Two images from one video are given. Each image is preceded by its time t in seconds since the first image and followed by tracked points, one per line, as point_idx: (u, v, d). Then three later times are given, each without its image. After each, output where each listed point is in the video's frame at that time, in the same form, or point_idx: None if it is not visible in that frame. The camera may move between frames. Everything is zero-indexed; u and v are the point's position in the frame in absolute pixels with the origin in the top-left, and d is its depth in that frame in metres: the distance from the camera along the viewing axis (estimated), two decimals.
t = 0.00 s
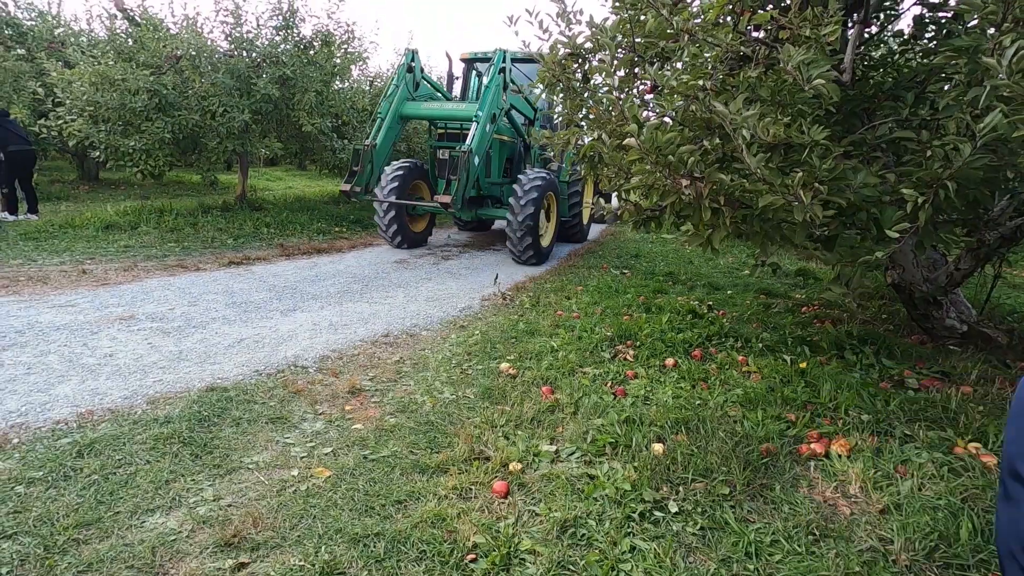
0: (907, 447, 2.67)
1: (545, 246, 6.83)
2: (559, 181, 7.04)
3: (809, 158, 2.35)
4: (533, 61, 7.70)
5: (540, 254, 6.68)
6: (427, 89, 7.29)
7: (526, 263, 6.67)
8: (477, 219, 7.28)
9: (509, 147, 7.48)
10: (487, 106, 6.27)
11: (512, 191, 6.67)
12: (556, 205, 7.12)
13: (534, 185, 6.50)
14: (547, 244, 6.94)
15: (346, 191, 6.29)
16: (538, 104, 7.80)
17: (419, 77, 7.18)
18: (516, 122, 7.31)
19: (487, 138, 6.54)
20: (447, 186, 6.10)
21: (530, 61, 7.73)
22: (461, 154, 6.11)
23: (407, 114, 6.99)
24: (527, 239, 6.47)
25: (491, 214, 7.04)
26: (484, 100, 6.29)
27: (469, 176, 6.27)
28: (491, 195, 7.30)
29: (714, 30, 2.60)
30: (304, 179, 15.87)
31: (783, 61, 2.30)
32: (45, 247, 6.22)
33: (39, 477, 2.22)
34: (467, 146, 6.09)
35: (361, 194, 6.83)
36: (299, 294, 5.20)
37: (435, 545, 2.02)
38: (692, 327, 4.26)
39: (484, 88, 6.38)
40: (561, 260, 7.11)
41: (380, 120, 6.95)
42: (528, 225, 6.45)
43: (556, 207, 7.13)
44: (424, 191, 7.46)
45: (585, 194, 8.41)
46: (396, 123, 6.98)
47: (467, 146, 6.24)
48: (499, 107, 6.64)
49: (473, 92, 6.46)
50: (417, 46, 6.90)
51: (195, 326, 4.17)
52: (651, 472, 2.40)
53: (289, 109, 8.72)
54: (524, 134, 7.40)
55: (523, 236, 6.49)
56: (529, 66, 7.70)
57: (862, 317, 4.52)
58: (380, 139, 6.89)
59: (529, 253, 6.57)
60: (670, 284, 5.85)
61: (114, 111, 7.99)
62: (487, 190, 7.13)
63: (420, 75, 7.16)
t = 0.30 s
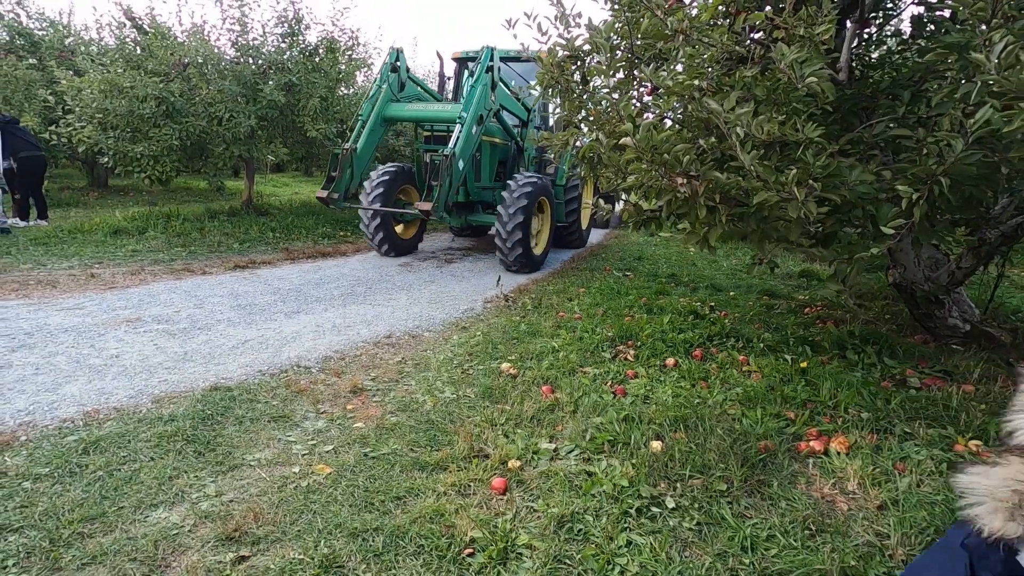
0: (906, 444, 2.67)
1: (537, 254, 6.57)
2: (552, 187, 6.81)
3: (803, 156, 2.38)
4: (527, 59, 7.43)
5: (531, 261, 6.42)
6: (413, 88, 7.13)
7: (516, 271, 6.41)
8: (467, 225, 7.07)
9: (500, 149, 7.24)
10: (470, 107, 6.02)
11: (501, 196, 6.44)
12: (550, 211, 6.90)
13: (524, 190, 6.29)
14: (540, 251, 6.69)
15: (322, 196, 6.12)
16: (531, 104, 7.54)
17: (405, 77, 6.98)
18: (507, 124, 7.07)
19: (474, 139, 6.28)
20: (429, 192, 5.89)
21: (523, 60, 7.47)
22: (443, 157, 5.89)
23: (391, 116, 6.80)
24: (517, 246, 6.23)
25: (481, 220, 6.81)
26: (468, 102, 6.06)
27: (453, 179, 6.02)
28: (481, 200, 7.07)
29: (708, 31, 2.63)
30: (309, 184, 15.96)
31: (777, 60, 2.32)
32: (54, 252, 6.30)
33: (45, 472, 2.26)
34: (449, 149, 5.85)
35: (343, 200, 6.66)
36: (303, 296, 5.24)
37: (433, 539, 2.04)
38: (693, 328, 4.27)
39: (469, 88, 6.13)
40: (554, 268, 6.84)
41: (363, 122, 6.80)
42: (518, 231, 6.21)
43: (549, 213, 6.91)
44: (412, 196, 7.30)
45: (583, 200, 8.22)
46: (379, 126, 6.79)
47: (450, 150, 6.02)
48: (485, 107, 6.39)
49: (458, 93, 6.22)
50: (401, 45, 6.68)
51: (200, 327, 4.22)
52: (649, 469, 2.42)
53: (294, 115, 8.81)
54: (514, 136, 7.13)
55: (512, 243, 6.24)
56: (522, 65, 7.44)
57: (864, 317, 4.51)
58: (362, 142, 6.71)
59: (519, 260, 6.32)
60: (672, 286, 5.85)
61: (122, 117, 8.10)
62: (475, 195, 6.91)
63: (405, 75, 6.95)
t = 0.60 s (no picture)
0: (908, 444, 2.66)
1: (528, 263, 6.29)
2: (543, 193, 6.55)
3: (800, 156, 2.39)
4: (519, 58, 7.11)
5: (522, 270, 6.14)
6: (398, 90, 6.60)
7: (507, 281, 6.11)
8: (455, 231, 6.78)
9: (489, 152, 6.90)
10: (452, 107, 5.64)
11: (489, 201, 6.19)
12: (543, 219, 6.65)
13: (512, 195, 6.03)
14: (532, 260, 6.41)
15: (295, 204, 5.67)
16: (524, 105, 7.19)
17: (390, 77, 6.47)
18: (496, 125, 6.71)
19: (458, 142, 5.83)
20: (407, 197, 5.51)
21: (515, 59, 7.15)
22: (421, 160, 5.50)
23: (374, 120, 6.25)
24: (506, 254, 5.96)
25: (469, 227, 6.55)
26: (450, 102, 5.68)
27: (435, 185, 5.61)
28: (468, 205, 6.77)
29: (705, 33, 2.65)
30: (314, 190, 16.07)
31: (773, 62, 2.34)
32: (63, 257, 6.38)
33: (51, 471, 2.30)
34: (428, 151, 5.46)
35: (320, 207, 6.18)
36: (307, 300, 5.28)
37: (431, 538, 2.05)
38: (695, 330, 4.27)
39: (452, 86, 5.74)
40: (547, 277, 6.55)
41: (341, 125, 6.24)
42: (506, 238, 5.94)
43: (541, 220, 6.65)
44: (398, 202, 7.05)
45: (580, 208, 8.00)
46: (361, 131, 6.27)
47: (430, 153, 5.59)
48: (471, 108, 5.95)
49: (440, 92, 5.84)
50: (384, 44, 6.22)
51: (205, 330, 4.27)
52: (648, 469, 2.42)
53: (300, 121, 8.88)
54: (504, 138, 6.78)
55: (501, 251, 5.97)
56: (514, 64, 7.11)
57: (868, 319, 4.49)
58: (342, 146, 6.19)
59: (508, 269, 6.04)
60: (675, 289, 5.85)
61: (130, 124, 8.20)
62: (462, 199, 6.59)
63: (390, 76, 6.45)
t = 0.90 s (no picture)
0: (905, 445, 2.69)
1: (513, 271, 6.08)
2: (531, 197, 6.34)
3: (795, 161, 2.43)
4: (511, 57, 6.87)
5: (506, 278, 5.93)
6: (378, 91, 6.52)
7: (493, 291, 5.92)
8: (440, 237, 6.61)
9: (476, 155, 6.70)
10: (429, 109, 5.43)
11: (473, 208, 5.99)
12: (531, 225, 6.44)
13: (495, 201, 5.82)
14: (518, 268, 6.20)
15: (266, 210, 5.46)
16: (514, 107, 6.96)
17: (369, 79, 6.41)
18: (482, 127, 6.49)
19: (438, 144, 5.62)
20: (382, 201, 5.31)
21: (507, 59, 6.92)
22: (396, 163, 5.31)
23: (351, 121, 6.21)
24: (489, 262, 5.76)
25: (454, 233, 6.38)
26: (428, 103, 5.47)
27: (413, 189, 5.41)
28: (453, 210, 6.58)
29: (701, 41, 2.69)
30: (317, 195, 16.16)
31: (768, 68, 2.38)
32: (68, 261, 6.44)
33: (59, 472, 2.34)
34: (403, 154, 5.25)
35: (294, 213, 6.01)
36: (310, 304, 5.32)
37: (433, 538, 2.09)
38: (694, 333, 4.30)
39: (430, 86, 5.52)
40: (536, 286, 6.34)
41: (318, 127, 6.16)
42: (489, 244, 5.74)
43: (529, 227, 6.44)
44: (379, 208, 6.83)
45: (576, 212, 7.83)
46: (337, 133, 6.22)
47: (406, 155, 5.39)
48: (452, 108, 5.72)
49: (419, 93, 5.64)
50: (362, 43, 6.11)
51: (209, 334, 4.31)
52: (646, 470, 2.45)
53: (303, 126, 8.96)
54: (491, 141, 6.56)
55: (484, 258, 5.77)
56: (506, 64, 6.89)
57: (867, 322, 4.52)
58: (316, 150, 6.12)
59: (492, 277, 5.83)
60: (676, 292, 5.88)
61: (135, 129, 8.28)
62: (445, 204, 6.40)
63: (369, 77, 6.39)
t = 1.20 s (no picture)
0: (905, 445, 2.73)
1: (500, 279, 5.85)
2: (520, 204, 6.14)
3: (796, 165, 2.48)
4: (503, 56, 6.63)
5: (493, 286, 5.70)
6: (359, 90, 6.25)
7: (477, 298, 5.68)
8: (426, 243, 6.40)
9: (463, 157, 6.49)
10: (407, 109, 5.20)
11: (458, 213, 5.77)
12: (521, 233, 6.24)
13: (482, 206, 5.63)
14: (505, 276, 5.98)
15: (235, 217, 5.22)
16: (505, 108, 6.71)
17: (350, 78, 6.13)
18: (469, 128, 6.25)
19: (417, 145, 5.36)
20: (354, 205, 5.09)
21: (500, 57, 6.67)
22: (370, 166, 5.06)
23: (329, 122, 5.94)
24: (474, 269, 5.54)
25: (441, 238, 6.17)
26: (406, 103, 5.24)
27: (388, 192, 5.16)
28: (438, 215, 6.35)
29: (703, 47, 2.74)
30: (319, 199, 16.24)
31: (769, 74, 2.44)
32: (75, 264, 6.50)
33: (75, 470, 2.39)
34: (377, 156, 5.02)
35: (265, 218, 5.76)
36: (315, 307, 5.37)
37: (442, 534, 2.13)
38: (696, 335, 4.34)
39: (409, 86, 5.29)
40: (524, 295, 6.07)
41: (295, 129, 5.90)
42: (474, 251, 5.53)
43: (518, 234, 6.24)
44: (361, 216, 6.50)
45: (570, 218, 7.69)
46: (313, 135, 5.96)
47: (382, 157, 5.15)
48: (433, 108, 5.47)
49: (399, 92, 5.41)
50: (343, 41, 5.87)
51: (217, 336, 4.36)
52: (651, 468, 2.49)
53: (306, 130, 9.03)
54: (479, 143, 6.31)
55: (468, 265, 5.55)
56: (499, 63, 6.65)
57: (867, 324, 4.56)
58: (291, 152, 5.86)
59: (477, 285, 5.60)
60: (677, 295, 5.92)
61: (141, 134, 8.35)
62: (429, 209, 6.17)
63: (350, 76, 6.11)
